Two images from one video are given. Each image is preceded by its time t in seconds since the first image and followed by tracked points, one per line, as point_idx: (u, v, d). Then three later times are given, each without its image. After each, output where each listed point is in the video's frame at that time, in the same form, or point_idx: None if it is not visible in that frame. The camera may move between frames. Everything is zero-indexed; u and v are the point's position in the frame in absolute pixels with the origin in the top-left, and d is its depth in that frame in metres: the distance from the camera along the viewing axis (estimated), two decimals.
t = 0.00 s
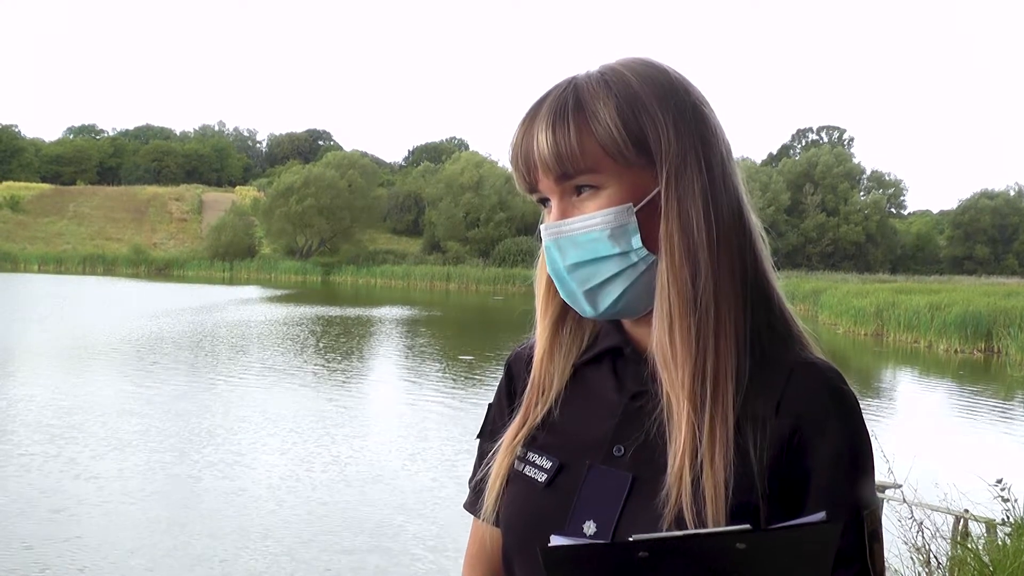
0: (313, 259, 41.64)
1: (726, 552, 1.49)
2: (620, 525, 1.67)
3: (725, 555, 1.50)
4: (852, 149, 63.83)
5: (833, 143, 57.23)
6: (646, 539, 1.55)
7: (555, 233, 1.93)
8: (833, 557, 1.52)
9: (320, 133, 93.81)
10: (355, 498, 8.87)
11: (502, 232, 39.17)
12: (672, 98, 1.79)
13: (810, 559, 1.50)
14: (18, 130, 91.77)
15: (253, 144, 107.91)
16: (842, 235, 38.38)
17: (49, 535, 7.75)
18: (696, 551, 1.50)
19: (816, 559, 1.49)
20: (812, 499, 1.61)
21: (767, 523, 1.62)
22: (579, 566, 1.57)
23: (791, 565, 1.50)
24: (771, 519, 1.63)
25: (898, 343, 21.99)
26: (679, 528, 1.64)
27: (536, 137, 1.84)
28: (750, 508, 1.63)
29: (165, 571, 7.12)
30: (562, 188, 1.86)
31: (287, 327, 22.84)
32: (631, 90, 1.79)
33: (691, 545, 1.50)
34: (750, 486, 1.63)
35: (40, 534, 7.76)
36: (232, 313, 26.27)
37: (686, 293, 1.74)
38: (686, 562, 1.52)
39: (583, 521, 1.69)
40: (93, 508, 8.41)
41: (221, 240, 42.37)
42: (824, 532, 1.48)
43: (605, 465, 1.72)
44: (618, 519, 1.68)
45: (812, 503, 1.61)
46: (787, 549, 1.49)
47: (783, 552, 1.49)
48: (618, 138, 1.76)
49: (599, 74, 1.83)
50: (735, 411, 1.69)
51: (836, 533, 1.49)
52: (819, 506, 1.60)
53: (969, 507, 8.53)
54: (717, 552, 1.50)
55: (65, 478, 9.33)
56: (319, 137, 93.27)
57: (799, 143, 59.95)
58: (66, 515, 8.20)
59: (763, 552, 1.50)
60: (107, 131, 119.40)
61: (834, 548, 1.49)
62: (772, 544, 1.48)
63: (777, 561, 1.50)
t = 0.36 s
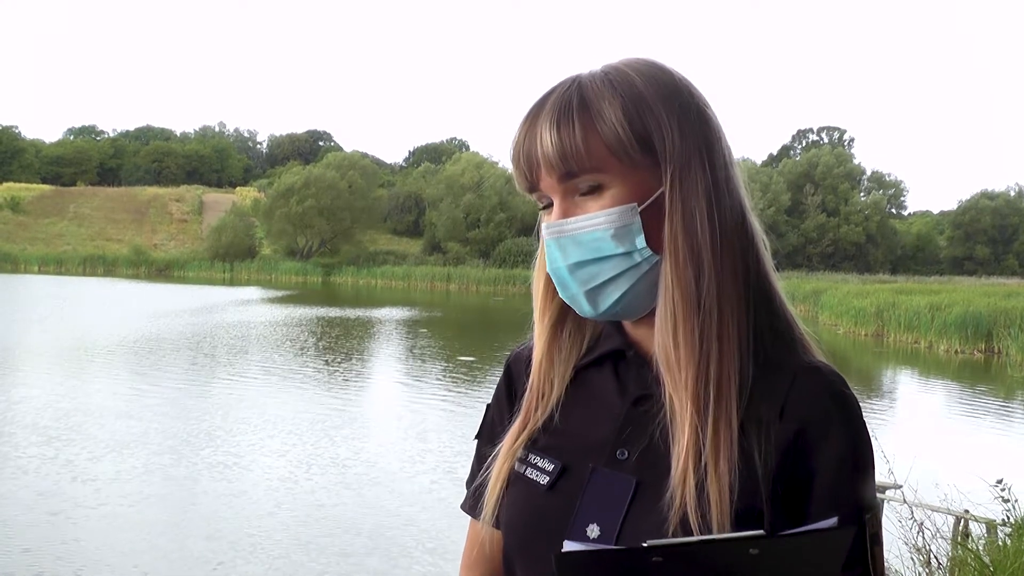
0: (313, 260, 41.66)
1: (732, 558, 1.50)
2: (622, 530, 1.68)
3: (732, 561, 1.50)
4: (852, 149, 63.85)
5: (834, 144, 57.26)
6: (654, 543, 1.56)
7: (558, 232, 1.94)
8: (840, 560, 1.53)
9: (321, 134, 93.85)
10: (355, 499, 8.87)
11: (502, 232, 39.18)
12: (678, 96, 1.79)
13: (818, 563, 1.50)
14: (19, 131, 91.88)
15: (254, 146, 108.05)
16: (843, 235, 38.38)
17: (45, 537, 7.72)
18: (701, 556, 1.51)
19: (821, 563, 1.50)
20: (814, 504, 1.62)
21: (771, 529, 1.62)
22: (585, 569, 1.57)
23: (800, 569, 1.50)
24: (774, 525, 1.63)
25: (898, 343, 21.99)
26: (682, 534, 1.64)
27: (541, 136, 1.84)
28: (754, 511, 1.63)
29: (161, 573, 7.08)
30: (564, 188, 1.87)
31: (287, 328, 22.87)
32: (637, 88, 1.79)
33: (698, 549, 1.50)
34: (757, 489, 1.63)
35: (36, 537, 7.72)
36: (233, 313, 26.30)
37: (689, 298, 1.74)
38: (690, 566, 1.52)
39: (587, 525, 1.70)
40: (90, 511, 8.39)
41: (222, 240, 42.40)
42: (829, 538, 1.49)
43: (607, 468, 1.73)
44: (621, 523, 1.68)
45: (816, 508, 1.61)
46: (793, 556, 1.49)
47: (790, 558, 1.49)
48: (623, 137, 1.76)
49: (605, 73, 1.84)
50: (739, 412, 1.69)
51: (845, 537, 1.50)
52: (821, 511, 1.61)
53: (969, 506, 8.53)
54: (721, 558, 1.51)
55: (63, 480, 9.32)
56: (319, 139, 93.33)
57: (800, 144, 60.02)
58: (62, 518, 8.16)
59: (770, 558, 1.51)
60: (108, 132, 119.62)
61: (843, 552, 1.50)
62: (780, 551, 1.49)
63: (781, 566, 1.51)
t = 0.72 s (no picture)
0: (313, 260, 41.66)
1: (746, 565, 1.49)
2: (626, 532, 1.68)
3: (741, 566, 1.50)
4: (851, 149, 63.86)
5: (832, 145, 57.29)
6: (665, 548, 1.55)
7: (559, 242, 1.92)
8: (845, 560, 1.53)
9: (320, 135, 93.86)
10: (356, 500, 8.87)
11: (502, 233, 39.19)
12: (672, 100, 1.80)
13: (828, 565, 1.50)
14: (17, 132, 91.79)
15: (254, 146, 108.06)
16: (842, 236, 38.40)
17: (42, 541, 7.66)
18: (712, 561, 1.50)
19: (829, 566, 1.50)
20: (817, 503, 1.62)
21: (774, 528, 1.63)
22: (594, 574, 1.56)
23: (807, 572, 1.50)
24: (777, 523, 1.64)
25: (898, 343, 22.00)
26: (685, 536, 1.65)
27: (535, 141, 1.83)
28: (757, 508, 1.64)
29: None
30: (563, 195, 1.87)
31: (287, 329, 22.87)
32: (631, 90, 1.79)
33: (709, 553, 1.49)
34: (758, 489, 1.64)
35: (33, 540, 7.67)
36: (232, 314, 26.28)
37: (690, 300, 1.74)
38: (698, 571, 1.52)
39: (590, 528, 1.71)
40: (87, 513, 8.34)
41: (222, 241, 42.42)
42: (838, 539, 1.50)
43: (609, 471, 1.73)
44: (626, 525, 1.68)
45: (816, 508, 1.62)
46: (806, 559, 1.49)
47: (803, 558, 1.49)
48: (621, 139, 1.76)
49: (597, 75, 1.84)
50: (740, 412, 1.69)
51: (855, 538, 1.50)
52: (824, 511, 1.62)
53: (969, 507, 8.54)
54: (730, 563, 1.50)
55: (61, 481, 9.30)
56: (319, 139, 93.39)
57: (799, 144, 60.05)
58: (58, 521, 8.10)
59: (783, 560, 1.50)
60: (108, 133, 119.72)
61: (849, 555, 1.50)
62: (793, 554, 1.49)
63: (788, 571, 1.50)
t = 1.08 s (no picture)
0: (312, 260, 41.65)
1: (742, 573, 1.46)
2: (625, 536, 1.67)
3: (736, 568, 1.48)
4: (850, 150, 63.87)
5: (832, 145, 57.25)
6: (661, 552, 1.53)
7: (556, 234, 1.91)
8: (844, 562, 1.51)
9: (319, 135, 93.84)
10: (354, 501, 8.86)
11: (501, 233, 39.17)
12: (668, 95, 1.79)
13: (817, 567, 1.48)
14: (17, 132, 91.83)
15: (252, 146, 108.00)
16: (841, 236, 38.42)
17: (36, 543, 7.63)
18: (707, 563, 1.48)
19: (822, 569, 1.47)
20: (812, 502, 1.61)
21: (770, 531, 1.63)
22: None
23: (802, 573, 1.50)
24: (772, 524, 1.63)
25: (897, 343, 22.02)
26: (683, 539, 1.64)
27: (532, 135, 1.83)
28: (753, 510, 1.63)
29: None
30: (559, 188, 1.85)
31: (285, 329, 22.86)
32: (628, 85, 1.78)
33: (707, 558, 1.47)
34: (755, 488, 1.63)
35: (25, 543, 7.63)
36: (231, 314, 26.26)
37: (687, 297, 1.73)
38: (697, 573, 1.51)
39: (588, 531, 1.70)
40: (84, 513, 8.33)
41: (220, 241, 42.42)
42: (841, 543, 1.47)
43: (607, 471, 1.72)
44: (623, 529, 1.67)
45: (815, 504, 1.61)
46: (804, 564, 1.47)
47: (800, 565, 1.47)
48: (617, 134, 1.76)
49: (593, 70, 1.83)
50: (735, 408, 1.68)
51: (851, 548, 1.48)
52: (820, 510, 1.61)
53: (968, 507, 8.53)
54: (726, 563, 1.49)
55: (58, 482, 9.28)
56: (318, 140, 93.37)
57: (798, 144, 60.08)
58: (52, 523, 8.08)
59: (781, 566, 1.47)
60: (106, 133, 119.73)
61: (847, 560, 1.48)
62: (793, 560, 1.46)
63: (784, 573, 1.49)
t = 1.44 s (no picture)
0: (311, 259, 41.62)
1: (742, 574, 1.46)
2: (630, 535, 1.67)
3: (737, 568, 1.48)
4: (849, 149, 63.83)
5: (831, 144, 57.21)
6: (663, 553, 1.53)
7: (564, 236, 1.91)
8: (846, 563, 1.51)
9: (318, 135, 93.80)
10: (353, 501, 8.85)
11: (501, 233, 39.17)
12: (675, 95, 1.79)
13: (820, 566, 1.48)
14: (16, 131, 91.71)
15: (251, 145, 107.92)
16: (840, 235, 38.43)
17: (32, 544, 7.61)
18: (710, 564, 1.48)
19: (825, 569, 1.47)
20: (815, 502, 1.60)
21: (772, 531, 1.63)
22: None
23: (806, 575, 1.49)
24: (775, 523, 1.63)
25: (896, 343, 22.03)
26: (687, 538, 1.64)
27: (540, 135, 1.82)
28: (756, 510, 1.63)
29: None
30: (567, 189, 1.85)
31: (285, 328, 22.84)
32: (635, 87, 1.78)
33: (708, 563, 1.46)
34: (756, 490, 1.63)
35: (21, 544, 7.61)
36: (230, 314, 26.24)
37: (692, 298, 1.73)
38: None
39: (592, 531, 1.69)
40: (83, 513, 8.34)
41: (219, 240, 42.40)
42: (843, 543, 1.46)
43: (612, 472, 1.72)
44: (627, 530, 1.67)
45: (816, 505, 1.60)
46: (804, 564, 1.46)
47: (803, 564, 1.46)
48: (625, 135, 1.75)
49: (602, 70, 1.82)
50: (738, 408, 1.68)
51: (848, 549, 1.47)
52: (823, 510, 1.60)
53: (967, 505, 8.55)
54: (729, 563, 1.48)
55: (57, 481, 9.28)
56: (317, 138, 93.28)
57: (798, 143, 60.11)
58: (49, 524, 8.05)
59: (781, 564, 1.47)
60: (105, 132, 119.66)
61: (846, 562, 1.48)
62: (793, 558, 1.46)
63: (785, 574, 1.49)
